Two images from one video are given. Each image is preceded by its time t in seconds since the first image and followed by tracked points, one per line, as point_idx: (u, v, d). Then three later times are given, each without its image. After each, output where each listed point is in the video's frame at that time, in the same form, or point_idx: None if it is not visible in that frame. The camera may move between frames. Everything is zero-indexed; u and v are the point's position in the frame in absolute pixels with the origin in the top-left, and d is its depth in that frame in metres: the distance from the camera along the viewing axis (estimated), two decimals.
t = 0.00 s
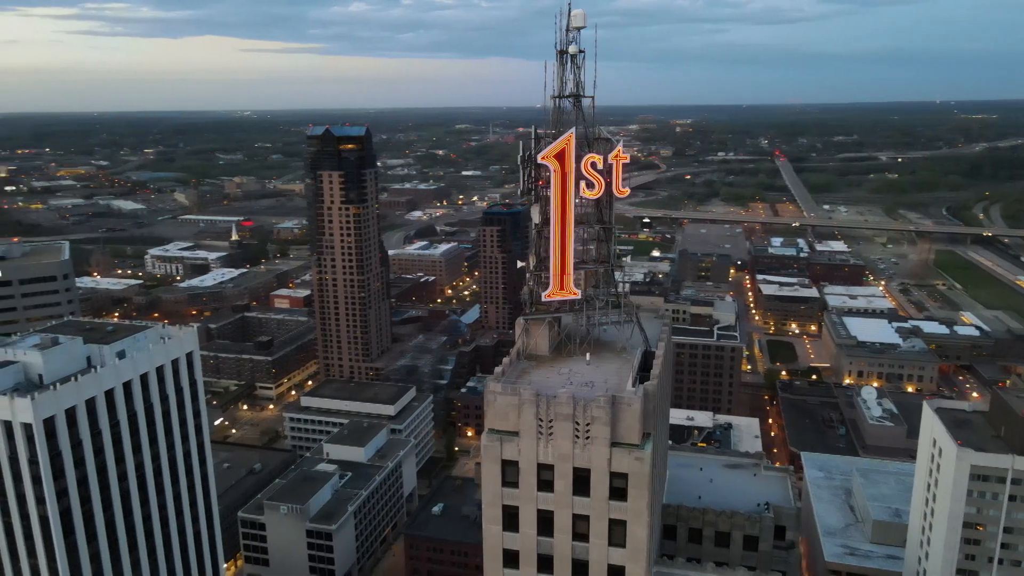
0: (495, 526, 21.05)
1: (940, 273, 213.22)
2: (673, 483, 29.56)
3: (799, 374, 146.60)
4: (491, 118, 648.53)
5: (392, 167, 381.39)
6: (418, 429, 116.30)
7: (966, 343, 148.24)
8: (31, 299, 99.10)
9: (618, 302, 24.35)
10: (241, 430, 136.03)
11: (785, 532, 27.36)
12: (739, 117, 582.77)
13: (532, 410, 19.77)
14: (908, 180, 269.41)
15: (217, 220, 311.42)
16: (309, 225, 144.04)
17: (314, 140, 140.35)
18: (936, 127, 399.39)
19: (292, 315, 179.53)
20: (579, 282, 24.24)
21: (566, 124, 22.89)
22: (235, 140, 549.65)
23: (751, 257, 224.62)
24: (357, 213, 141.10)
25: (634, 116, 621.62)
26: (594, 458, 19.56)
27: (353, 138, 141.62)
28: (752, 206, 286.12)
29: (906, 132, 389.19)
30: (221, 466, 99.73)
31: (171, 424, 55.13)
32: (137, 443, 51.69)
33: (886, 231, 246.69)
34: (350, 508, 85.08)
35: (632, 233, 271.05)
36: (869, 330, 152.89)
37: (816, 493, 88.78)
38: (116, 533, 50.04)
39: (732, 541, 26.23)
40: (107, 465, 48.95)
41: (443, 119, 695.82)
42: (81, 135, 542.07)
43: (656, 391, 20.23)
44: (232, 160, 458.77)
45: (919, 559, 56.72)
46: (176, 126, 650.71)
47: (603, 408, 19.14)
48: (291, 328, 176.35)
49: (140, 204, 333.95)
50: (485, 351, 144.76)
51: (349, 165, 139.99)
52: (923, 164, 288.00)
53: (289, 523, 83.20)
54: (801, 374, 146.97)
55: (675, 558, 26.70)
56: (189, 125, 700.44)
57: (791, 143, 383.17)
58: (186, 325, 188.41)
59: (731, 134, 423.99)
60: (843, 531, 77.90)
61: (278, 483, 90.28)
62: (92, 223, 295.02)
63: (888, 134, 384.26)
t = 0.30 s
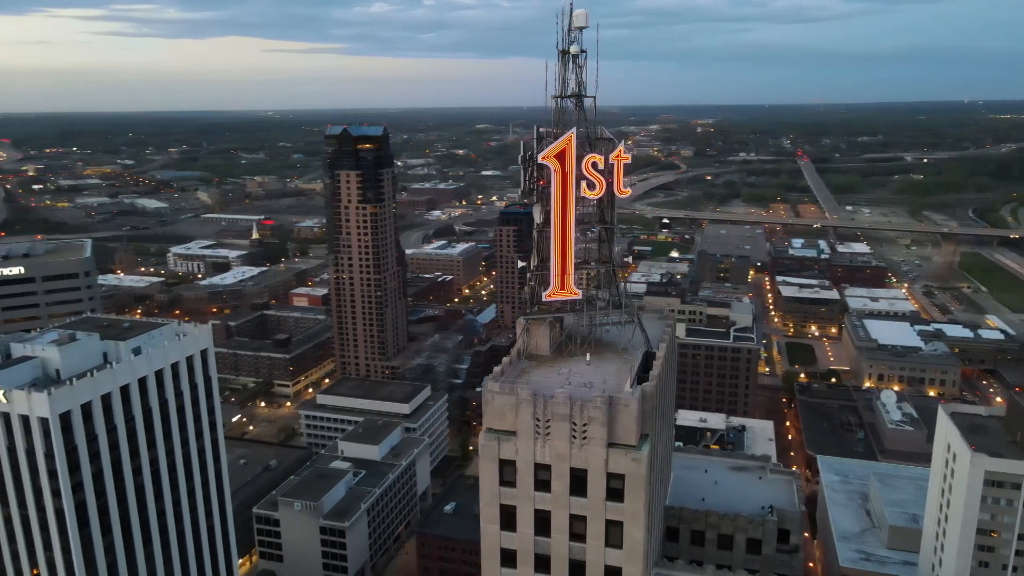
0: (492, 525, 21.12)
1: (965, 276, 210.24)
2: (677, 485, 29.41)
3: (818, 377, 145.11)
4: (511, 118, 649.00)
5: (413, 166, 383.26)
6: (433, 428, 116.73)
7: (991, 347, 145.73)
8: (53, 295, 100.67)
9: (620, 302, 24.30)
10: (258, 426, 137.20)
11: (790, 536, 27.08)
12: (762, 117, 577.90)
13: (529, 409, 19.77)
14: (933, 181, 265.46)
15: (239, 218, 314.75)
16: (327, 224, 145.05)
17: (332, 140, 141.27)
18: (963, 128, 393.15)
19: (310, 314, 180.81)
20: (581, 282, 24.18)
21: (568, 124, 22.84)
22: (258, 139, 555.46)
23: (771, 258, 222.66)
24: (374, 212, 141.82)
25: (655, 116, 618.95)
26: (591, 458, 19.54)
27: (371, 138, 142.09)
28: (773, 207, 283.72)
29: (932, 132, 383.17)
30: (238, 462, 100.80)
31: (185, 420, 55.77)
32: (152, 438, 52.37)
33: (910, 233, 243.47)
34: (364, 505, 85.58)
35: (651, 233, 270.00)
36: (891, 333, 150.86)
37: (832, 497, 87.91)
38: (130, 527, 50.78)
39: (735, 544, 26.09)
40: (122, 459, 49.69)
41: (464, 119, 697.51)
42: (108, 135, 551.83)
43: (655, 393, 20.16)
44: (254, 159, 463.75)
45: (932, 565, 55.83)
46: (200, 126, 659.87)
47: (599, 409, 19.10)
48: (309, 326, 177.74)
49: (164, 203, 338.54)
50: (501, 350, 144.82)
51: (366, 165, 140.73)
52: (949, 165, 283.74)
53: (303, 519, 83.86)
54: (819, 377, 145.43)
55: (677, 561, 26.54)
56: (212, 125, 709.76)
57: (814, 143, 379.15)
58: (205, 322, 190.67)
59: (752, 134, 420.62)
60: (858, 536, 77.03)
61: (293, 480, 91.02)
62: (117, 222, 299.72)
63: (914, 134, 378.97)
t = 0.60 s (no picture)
0: (490, 524, 21.20)
1: (990, 278, 206.68)
2: (682, 486, 29.23)
3: (838, 380, 143.44)
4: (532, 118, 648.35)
5: (433, 166, 384.64)
6: (447, 427, 117.05)
7: (1015, 351, 143.30)
8: (75, 292, 102.34)
9: (622, 302, 24.25)
10: (275, 423, 138.17)
11: (794, 541, 26.75)
12: (785, 117, 572.16)
13: (527, 409, 19.77)
14: (959, 183, 261.46)
15: (260, 217, 317.97)
16: (344, 223, 145.92)
17: (350, 140, 142.15)
18: (992, 128, 386.31)
19: (328, 312, 181.97)
20: (582, 282, 24.13)
21: (569, 124, 22.84)
22: (280, 139, 560.71)
23: (791, 260, 220.52)
24: (391, 211, 142.48)
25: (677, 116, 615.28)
26: (588, 459, 19.50)
27: (388, 138, 142.67)
28: (795, 208, 281.06)
29: (960, 132, 376.69)
30: (254, 459, 101.87)
31: (200, 416, 56.44)
32: (166, 433, 53.07)
33: (935, 234, 239.88)
34: (377, 503, 86.01)
35: (671, 234, 268.66)
36: (913, 336, 148.66)
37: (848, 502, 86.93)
38: (144, 522, 51.53)
39: (737, 547, 25.94)
40: (137, 454, 50.45)
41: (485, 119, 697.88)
42: (133, 135, 560.38)
43: (654, 393, 20.09)
44: (276, 158, 468.17)
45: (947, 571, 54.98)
46: (224, 126, 667.75)
47: (597, 408, 19.07)
48: (326, 324, 178.89)
49: (187, 202, 343.02)
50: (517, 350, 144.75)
51: (383, 165, 141.39)
52: (977, 166, 279.16)
53: (317, 516, 84.54)
54: (839, 380, 143.69)
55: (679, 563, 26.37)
56: (236, 125, 717.75)
57: (837, 144, 374.67)
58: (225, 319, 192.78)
59: (775, 134, 416.59)
60: (874, 541, 76.11)
61: (307, 477, 91.75)
62: (141, 220, 304.19)
63: (940, 135, 373.19)
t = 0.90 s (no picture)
0: (488, 523, 21.23)
1: (1017, 281, 202.85)
2: (686, 488, 29.05)
3: (858, 383, 141.70)
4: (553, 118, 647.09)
5: (452, 166, 385.47)
6: (462, 426, 117.26)
7: None
8: (96, 289, 103.74)
9: (624, 303, 24.20)
10: (293, 421, 139.38)
11: (798, 544, 26.51)
12: (810, 117, 565.74)
13: (524, 408, 19.79)
14: (986, 184, 256.94)
15: (281, 216, 320.64)
16: (362, 222, 146.89)
17: (368, 139, 143.13)
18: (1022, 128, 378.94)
19: (346, 311, 183.07)
20: (584, 283, 24.08)
21: (572, 124, 22.81)
22: (302, 138, 564.88)
23: (813, 261, 218.13)
24: (408, 210, 143.09)
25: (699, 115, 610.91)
26: (584, 459, 19.50)
27: (406, 137, 143.23)
28: (818, 210, 277.87)
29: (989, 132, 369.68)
30: (270, 456, 102.90)
31: (214, 413, 57.06)
32: (181, 429, 53.78)
33: (961, 236, 235.97)
34: (390, 501, 86.41)
35: (690, 235, 267.07)
36: (936, 340, 146.22)
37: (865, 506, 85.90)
38: (159, 517, 52.28)
39: (740, 549, 25.74)
40: (151, 449, 51.16)
41: (506, 118, 697.88)
42: (159, 135, 568.37)
43: (652, 393, 20.07)
44: (298, 158, 471.73)
45: None
46: (248, 126, 675.18)
47: (593, 409, 19.06)
48: (344, 322, 179.99)
49: (210, 201, 347.03)
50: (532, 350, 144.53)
51: (401, 164, 142.00)
52: (1005, 167, 274.06)
53: (331, 513, 85.12)
54: (859, 384, 141.85)
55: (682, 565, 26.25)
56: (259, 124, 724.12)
57: (862, 144, 369.74)
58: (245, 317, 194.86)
59: (798, 134, 411.98)
60: (891, 547, 75.11)
61: (322, 474, 92.43)
62: (165, 219, 308.40)
63: (969, 135, 366.74)
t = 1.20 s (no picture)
0: (486, 522, 21.27)
1: None
2: (690, 490, 28.89)
3: (879, 387, 139.88)
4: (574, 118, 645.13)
5: (473, 165, 386.00)
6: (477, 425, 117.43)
7: None
8: (118, 286, 105.42)
9: (626, 303, 24.16)
10: (310, 418, 140.54)
11: (802, 548, 26.19)
12: (835, 117, 558.96)
13: (521, 408, 19.84)
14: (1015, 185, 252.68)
15: (302, 215, 323.25)
16: (380, 221, 147.71)
17: (386, 139, 143.93)
18: None
19: (365, 310, 184.03)
20: (585, 283, 24.12)
21: (573, 124, 22.84)
22: (324, 138, 568.83)
23: (834, 263, 215.58)
24: (425, 210, 143.62)
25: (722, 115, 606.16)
26: (581, 459, 19.49)
27: (423, 137, 143.78)
28: (841, 210, 274.71)
29: (1019, 133, 362.85)
30: (286, 452, 103.86)
31: (228, 409, 57.72)
32: (196, 425, 54.49)
33: (988, 239, 232.20)
34: (404, 499, 86.81)
35: (711, 236, 265.18)
36: (961, 344, 143.82)
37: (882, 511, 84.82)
38: (173, 511, 53.04)
39: (743, 553, 25.53)
40: (167, 444, 51.90)
41: (527, 118, 697.50)
42: (184, 134, 575.84)
43: (651, 394, 20.01)
44: (320, 157, 475.14)
45: None
46: (271, 126, 681.79)
47: (589, 409, 19.06)
48: (362, 321, 180.94)
49: (233, 200, 350.91)
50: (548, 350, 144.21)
51: (418, 164, 142.56)
52: None
53: (345, 510, 85.67)
54: (880, 388, 139.94)
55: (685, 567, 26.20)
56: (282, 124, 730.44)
57: (888, 145, 364.70)
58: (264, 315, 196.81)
59: (822, 134, 407.31)
60: (908, 553, 74.10)
61: (337, 471, 93.09)
62: (188, 218, 312.37)
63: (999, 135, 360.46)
